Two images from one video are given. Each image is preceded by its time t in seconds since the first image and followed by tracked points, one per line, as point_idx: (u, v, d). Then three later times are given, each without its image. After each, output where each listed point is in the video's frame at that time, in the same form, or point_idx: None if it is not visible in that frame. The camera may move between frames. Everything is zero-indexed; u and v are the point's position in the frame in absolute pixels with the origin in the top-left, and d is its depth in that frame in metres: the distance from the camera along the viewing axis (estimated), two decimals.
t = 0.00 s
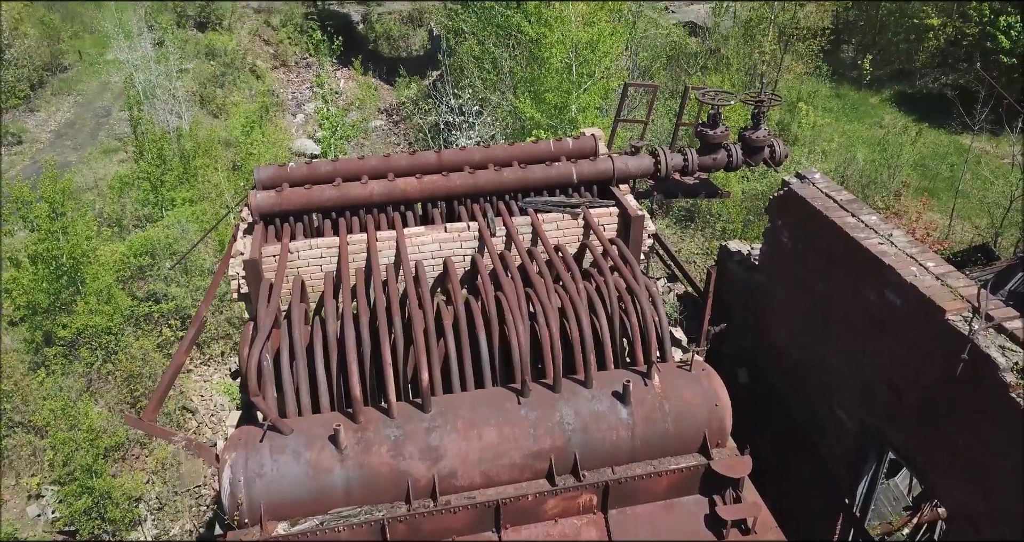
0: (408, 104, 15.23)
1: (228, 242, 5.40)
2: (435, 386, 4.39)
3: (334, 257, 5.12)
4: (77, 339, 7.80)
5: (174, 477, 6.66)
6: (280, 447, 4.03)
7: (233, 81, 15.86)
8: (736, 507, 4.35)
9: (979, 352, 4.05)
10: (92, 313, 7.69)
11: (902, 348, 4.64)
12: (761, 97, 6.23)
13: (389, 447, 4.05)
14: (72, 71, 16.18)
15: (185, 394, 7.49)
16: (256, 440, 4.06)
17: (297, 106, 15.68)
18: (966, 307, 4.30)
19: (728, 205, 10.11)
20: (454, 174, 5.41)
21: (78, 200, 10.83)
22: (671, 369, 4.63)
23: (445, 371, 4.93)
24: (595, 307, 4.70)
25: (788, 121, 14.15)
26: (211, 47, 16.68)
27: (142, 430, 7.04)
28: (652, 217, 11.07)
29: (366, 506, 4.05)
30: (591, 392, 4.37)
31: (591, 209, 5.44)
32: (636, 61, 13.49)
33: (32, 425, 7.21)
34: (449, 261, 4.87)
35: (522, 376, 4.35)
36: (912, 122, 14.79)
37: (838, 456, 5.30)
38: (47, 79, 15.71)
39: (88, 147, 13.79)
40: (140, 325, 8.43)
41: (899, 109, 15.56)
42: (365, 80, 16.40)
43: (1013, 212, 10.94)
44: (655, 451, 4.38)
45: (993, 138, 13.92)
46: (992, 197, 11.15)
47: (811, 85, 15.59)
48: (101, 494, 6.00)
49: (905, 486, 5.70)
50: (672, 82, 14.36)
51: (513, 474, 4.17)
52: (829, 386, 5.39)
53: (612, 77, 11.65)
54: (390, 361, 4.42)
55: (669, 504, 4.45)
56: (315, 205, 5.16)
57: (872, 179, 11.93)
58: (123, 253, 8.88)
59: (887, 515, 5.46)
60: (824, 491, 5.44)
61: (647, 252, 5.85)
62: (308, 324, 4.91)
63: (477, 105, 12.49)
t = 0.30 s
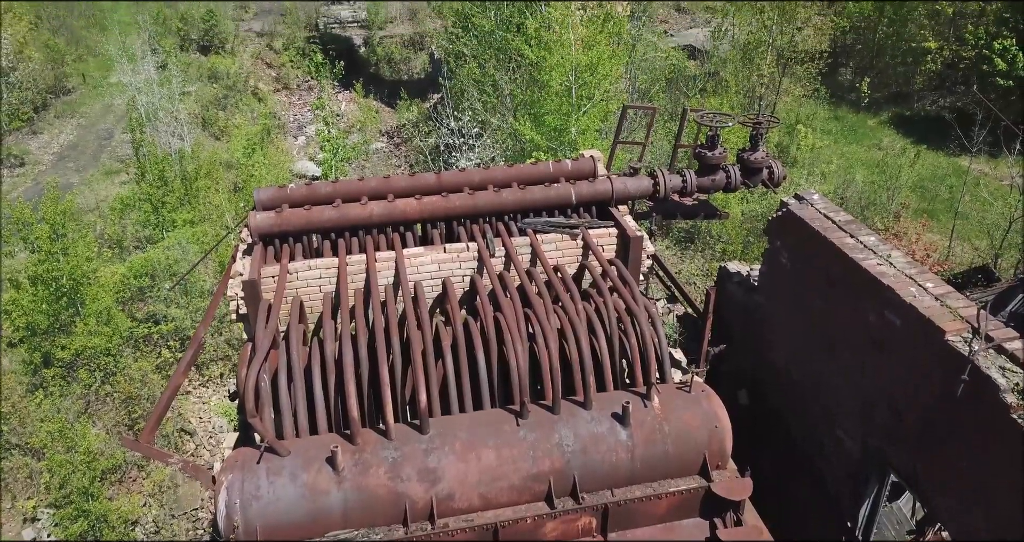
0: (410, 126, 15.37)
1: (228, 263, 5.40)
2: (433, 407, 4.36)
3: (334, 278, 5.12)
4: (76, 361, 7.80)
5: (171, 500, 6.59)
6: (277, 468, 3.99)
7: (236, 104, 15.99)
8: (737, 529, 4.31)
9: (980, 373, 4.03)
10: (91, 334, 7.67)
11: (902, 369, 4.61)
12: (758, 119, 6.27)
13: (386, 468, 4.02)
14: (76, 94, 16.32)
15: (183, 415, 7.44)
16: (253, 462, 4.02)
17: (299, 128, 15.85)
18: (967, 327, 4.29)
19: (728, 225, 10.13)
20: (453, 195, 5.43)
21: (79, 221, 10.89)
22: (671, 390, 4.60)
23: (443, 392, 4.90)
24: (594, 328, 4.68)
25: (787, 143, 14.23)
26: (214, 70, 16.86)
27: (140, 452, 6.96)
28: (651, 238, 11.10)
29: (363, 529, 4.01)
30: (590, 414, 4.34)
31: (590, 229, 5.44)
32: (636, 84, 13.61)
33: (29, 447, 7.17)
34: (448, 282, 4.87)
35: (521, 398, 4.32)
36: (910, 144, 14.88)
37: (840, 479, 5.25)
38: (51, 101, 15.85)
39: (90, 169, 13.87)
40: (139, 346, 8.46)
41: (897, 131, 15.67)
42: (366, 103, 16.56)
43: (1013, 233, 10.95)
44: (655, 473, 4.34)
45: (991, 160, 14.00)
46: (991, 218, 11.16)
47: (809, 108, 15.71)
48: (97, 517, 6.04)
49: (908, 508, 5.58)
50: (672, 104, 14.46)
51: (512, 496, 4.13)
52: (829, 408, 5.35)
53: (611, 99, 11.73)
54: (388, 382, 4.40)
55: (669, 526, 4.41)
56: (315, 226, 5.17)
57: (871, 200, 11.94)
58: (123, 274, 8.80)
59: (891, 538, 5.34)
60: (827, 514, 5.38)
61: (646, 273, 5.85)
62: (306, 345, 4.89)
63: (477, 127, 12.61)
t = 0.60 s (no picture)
0: (410, 148, 15.47)
1: (225, 283, 5.39)
2: (429, 429, 4.32)
3: (330, 298, 5.10)
4: (73, 383, 7.77)
5: (167, 523, 6.53)
6: (271, 490, 3.94)
7: (237, 126, 16.11)
8: None
9: (981, 393, 3.98)
10: (89, 355, 7.64)
11: (902, 389, 4.56)
12: (755, 140, 6.29)
13: (381, 490, 3.97)
14: (78, 116, 16.43)
15: (180, 437, 7.38)
16: (247, 483, 3.98)
17: (300, 149, 15.98)
18: (965, 347, 4.23)
19: (727, 246, 10.13)
20: (451, 215, 5.43)
21: (79, 242, 10.93)
22: (669, 411, 4.56)
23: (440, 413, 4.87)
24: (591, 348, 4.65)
25: (785, 165, 14.31)
26: (216, 92, 17.02)
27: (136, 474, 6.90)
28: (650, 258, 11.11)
29: None
30: (588, 435, 4.29)
31: (587, 249, 5.43)
32: (635, 105, 13.74)
33: (24, 469, 7.14)
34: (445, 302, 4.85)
35: (518, 419, 4.28)
36: (908, 165, 14.96)
37: (841, 501, 5.19)
38: (53, 123, 15.96)
39: (91, 191, 13.94)
40: (137, 368, 8.46)
41: (894, 152, 15.76)
42: (367, 125, 16.68)
43: (1012, 254, 10.96)
44: (653, 496, 4.29)
45: (989, 181, 14.07)
46: (991, 239, 11.16)
47: (807, 129, 15.82)
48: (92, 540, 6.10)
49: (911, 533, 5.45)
50: (671, 126, 14.57)
51: (509, 518, 4.08)
52: (829, 429, 5.30)
53: (610, 121, 11.80)
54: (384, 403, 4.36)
55: None
56: (312, 247, 5.16)
57: (869, 222, 11.98)
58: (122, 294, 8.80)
59: None
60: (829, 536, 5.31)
61: (644, 293, 5.83)
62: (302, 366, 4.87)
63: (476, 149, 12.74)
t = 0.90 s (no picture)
0: (410, 169, 15.57)
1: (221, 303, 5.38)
2: (425, 451, 4.28)
3: (327, 318, 5.09)
4: (70, 404, 7.74)
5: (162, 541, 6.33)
6: (264, 513, 3.90)
7: (238, 147, 16.22)
8: None
9: (980, 416, 3.97)
10: (86, 376, 7.60)
11: (902, 411, 4.52)
12: (752, 161, 6.31)
13: (375, 513, 3.91)
14: (80, 137, 16.56)
15: (177, 459, 7.32)
16: (240, 506, 3.93)
17: (301, 171, 16.06)
18: (963, 369, 4.22)
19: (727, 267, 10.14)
20: (448, 235, 5.44)
21: (78, 263, 10.97)
22: (666, 432, 4.53)
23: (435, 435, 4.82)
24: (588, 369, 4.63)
25: (784, 186, 14.36)
26: (218, 115, 17.18)
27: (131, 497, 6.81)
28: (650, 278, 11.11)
29: None
30: (585, 457, 4.25)
31: (584, 269, 5.42)
32: (633, 127, 13.84)
33: (18, 492, 7.07)
34: (441, 323, 4.83)
35: (514, 441, 4.24)
36: (906, 187, 15.03)
37: (841, 524, 5.12)
38: (55, 145, 16.07)
39: (92, 212, 14.00)
40: (134, 389, 8.43)
41: (893, 174, 15.84)
42: (368, 146, 16.80)
43: (1011, 274, 10.95)
44: (650, 519, 4.23)
45: (988, 202, 14.11)
46: (989, 260, 11.16)
47: (806, 150, 15.90)
48: None
49: None
50: (669, 148, 14.67)
51: None
52: (828, 451, 5.25)
53: (609, 142, 11.88)
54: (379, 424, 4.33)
55: None
56: (308, 267, 5.16)
57: (868, 243, 11.99)
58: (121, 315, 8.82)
59: None
60: None
61: (642, 313, 5.81)
62: (297, 387, 4.84)
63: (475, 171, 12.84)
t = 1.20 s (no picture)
0: (411, 191, 15.65)
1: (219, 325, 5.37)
2: (422, 476, 4.24)
3: (325, 341, 5.07)
4: (68, 427, 7.69)
5: None
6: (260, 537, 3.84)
7: (239, 169, 16.34)
8: None
9: (980, 440, 3.96)
10: (84, 398, 7.57)
11: (903, 434, 4.49)
12: (750, 184, 6.32)
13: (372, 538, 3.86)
14: (82, 159, 16.68)
15: (173, 483, 7.26)
16: (234, 530, 3.87)
17: (302, 192, 16.13)
18: (963, 392, 4.21)
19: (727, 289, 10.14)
20: (447, 257, 5.43)
21: (78, 285, 11.01)
22: (666, 456, 4.49)
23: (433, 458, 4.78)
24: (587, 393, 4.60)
25: (784, 208, 14.39)
26: (220, 138, 17.32)
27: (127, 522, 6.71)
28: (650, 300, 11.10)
29: None
30: (583, 481, 4.21)
31: (583, 291, 5.41)
32: (633, 149, 13.93)
33: (14, 515, 7.02)
34: (440, 346, 4.82)
35: (512, 464, 4.20)
36: (906, 209, 15.08)
37: None
38: (57, 167, 16.18)
39: (93, 233, 14.05)
40: (132, 412, 8.40)
41: (893, 195, 15.89)
42: (369, 168, 16.90)
43: (1012, 296, 10.91)
44: None
45: (988, 224, 14.14)
46: (990, 282, 11.15)
47: (805, 173, 15.95)
48: None
49: None
50: (669, 169, 14.76)
51: None
52: (828, 474, 5.19)
53: (608, 164, 11.95)
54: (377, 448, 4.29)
55: None
56: (307, 289, 5.15)
57: (869, 264, 11.98)
58: (120, 338, 8.85)
59: None
60: None
61: (640, 335, 5.79)
62: (294, 410, 4.81)
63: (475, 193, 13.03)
